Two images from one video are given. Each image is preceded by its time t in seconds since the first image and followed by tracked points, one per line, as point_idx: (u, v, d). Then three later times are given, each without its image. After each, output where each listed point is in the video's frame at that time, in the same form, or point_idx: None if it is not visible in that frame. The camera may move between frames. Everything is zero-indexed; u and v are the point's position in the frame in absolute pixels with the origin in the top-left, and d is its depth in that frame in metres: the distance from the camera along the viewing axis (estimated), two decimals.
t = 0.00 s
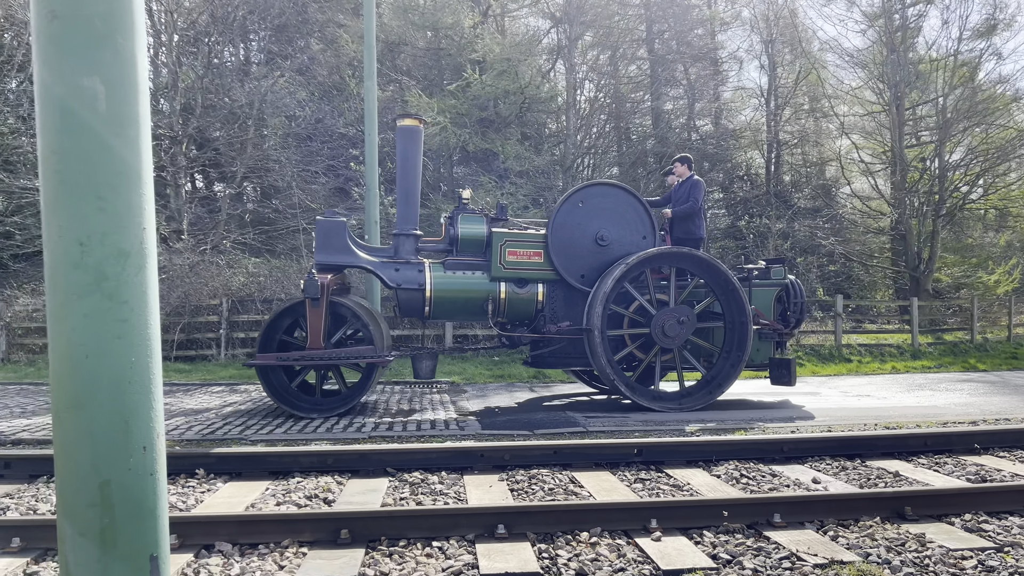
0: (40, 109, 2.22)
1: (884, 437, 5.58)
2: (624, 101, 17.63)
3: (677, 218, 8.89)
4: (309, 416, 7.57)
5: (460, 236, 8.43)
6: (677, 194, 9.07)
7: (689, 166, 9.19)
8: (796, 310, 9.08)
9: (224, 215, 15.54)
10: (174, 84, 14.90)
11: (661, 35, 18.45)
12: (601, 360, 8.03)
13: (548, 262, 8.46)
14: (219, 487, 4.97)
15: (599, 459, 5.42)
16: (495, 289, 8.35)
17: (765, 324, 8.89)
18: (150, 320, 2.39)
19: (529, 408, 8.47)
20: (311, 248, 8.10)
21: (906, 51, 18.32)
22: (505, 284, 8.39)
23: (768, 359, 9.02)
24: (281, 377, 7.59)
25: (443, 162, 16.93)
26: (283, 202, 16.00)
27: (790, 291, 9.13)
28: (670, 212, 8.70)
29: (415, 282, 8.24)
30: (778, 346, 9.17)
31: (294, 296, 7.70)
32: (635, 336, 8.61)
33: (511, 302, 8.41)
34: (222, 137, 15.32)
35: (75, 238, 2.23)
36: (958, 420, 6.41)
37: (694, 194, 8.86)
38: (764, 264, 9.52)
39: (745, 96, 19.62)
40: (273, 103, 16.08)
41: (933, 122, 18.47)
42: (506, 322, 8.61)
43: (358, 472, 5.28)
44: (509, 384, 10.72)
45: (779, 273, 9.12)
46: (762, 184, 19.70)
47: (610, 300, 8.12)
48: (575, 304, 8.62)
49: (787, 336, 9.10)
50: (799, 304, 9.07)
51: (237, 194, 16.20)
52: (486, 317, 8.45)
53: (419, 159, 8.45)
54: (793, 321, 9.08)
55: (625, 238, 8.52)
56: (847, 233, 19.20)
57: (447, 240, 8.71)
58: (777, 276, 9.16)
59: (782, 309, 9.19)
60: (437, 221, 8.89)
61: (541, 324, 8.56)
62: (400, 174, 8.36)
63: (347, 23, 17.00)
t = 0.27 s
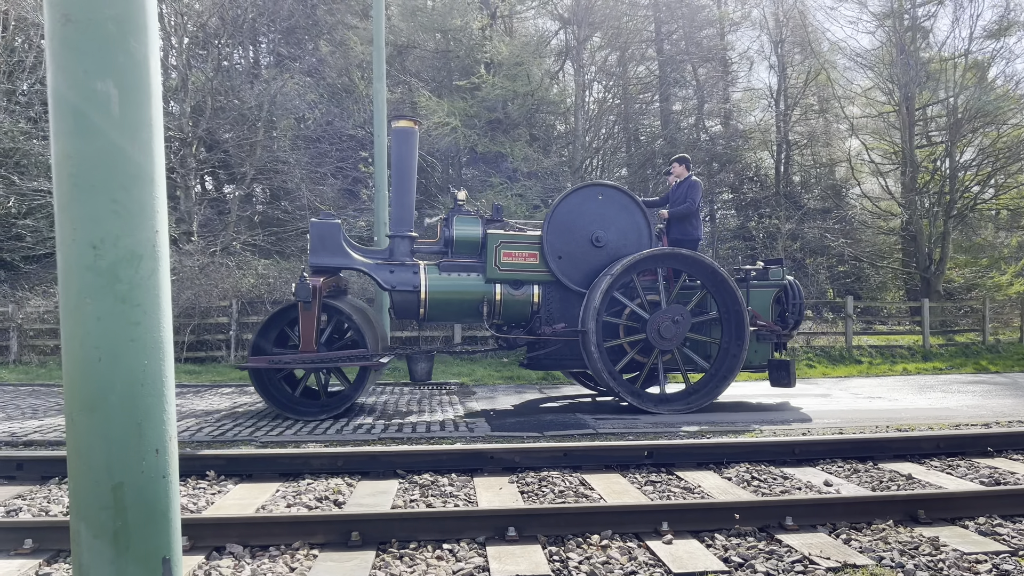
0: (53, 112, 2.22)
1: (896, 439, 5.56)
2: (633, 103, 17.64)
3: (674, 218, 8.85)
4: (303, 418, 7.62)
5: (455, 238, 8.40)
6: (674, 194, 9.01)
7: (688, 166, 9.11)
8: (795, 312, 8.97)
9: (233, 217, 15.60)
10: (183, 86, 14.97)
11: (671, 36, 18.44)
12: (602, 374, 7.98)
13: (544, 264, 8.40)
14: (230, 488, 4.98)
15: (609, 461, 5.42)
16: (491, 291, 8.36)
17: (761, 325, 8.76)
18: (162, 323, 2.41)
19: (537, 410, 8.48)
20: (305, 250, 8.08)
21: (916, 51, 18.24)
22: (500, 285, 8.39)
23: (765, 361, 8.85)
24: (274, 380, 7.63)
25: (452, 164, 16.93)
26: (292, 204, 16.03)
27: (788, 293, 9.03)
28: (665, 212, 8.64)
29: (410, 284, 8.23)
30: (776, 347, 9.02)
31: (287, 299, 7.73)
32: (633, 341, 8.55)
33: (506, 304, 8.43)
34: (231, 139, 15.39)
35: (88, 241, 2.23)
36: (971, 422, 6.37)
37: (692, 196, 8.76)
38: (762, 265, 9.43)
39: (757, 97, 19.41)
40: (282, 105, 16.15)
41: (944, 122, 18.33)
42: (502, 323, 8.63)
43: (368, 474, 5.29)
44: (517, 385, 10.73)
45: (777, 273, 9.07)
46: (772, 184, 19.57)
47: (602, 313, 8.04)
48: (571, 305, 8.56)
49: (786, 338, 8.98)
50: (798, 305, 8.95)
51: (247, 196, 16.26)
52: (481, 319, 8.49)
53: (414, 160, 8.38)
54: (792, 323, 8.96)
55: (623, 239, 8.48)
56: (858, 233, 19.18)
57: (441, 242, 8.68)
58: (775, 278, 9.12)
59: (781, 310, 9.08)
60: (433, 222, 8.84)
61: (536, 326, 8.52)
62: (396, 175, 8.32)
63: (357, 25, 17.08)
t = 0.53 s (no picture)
0: (54, 116, 2.26)
1: (901, 441, 5.53)
2: (639, 104, 17.68)
3: (666, 219, 8.87)
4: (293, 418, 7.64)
5: (446, 238, 8.43)
6: (667, 195, 9.03)
7: (679, 167, 9.13)
8: (789, 314, 8.82)
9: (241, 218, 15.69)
10: (191, 88, 15.11)
11: (677, 36, 18.42)
12: (600, 385, 7.98)
13: (535, 265, 8.37)
14: (233, 489, 5.02)
15: (612, 462, 5.42)
16: (482, 292, 8.37)
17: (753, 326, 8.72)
18: (162, 324, 2.44)
19: (541, 410, 8.50)
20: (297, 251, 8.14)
21: (923, 53, 18.03)
22: (490, 286, 8.40)
23: (758, 362, 8.92)
24: (266, 379, 7.67)
25: (458, 165, 16.98)
26: (299, 206, 16.12)
27: (782, 292, 8.89)
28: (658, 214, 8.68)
29: (401, 284, 8.26)
30: (770, 349, 9.06)
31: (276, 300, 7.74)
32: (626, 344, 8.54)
33: (497, 304, 8.42)
34: (239, 141, 15.51)
35: (87, 243, 2.27)
36: (976, 423, 6.33)
37: (683, 196, 8.78)
38: (757, 265, 9.32)
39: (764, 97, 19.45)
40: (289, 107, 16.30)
41: (952, 122, 18.16)
42: (493, 324, 8.62)
43: (371, 475, 5.32)
44: (521, 386, 10.76)
45: (770, 275, 8.92)
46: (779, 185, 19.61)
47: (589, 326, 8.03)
48: (562, 306, 8.54)
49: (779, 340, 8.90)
50: (792, 305, 8.80)
51: (255, 198, 16.41)
52: (473, 319, 8.48)
53: (404, 159, 8.48)
54: (786, 325, 8.83)
55: (614, 237, 8.43)
56: (862, 236, 18.99)
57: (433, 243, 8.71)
58: (768, 279, 8.96)
59: (775, 312, 8.95)
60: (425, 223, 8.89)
61: (527, 327, 8.51)
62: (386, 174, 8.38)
63: (363, 27, 17.18)
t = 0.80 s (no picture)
0: (54, 119, 2.30)
1: (905, 443, 5.50)
2: (646, 105, 17.69)
3: (658, 220, 8.84)
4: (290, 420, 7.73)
5: (438, 239, 8.49)
6: (660, 196, 9.03)
7: (671, 168, 9.12)
8: (782, 315, 8.85)
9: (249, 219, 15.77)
10: (199, 91, 15.26)
11: (684, 37, 18.40)
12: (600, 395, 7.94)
13: (527, 266, 8.40)
14: (237, 489, 5.04)
15: (614, 463, 5.41)
16: (473, 293, 8.38)
17: (745, 327, 8.71)
18: (160, 325, 2.47)
19: (546, 412, 8.50)
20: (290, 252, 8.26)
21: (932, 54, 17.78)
22: (483, 287, 8.42)
23: (751, 363, 8.86)
24: (259, 382, 7.75)
25: (464, 167, 17.03)
26: (306, 207, 16.18)
27: (777, 294, 8.90)
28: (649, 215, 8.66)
29: (392, 285, 8.30)
30: (764, 351, 8.97)
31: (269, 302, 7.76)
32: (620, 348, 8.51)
33: (490, 305, 8.43)
34: (246, 143, 15.63)
35: (87, 244, 2.31)
36: (982, 425, 6.28)
37: (676, 197, 8.76)
38: (751, 267, 9.34)
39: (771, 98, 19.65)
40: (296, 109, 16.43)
41: (961, 122, 17.98)
42: (486, 325, 8.63)
43: (374, 475, 5.33)
44: (526, 386, 10.79)
45: (764, 275, 8.97)
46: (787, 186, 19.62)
47: (581, 338, 7.99)
48: (554, 307, 8.52)
49: (772, 341, 8.91)
50: (786, 307, 8.81)
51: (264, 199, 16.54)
52: (464, 321, 8.49)
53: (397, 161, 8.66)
54: (779, 326, 8.84)
55: (605, 236, 8.39)
56: (871, 237, 18.82)
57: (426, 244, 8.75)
58: (762, 280, 9.02)
59: (769, 313, 8.96)
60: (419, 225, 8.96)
61: (519, 328, 8.50)
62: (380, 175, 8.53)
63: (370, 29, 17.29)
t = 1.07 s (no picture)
0: (60, 124, 2.34)
1: (913, 445, 5.46)
2: (655, 106, 17.67)
3: (654, 221, 8.85)
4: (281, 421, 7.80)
5: (432, 241, 8.48)
6: (655, 197, 9.03)
7: (666, 169, 9.14)
8: (778, 316, 8.75)
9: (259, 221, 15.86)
10: (210, 94, 15.41)
11: (693, 38, 18.40)
12: (603, 404, 7.94)
13: (521, 267, 8.38)
14: (245, 489, 5.06)
15: (620, 464, 5.40)
16: (468, 294, 8.40)
17: (740, 328, 8.69)
18: (166, 326, 2.51)
19: (553, 413, 8.51)
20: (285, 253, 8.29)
21: (943, 54, 17.64)
22: (477, 289, 8.42)
23: (746, 364, 8.87)
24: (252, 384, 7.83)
25: (473, 169, 17.07)
26: (315, 209, 16.25)
27: (773, 296, 8.82)
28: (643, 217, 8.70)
29: (387, 287, 8.32)
30: (761, 353, 8.95)
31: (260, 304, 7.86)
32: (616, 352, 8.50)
33: (484, 306, 8.44)
34: (257, 146, 15.76)
35: (94, 247, 2.34)
36: (992, 428, 6.21)
37: (670, 198, 8.75)
38: (748, 267, 9.26)
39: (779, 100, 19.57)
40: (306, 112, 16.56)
41: (973, 123, 17.83)
42: (480, 327, 8.63)
43: (381, 476, 5.33)
44: (533, 388, 10.79)
45: (760, 277, 8.92)
46: (796, 187, 19.55)
47: (575, 350, 7.98)
48: (549, 308, 8.48)
49: (769, 343, 8.87)
50: (782, 308, 8.72)
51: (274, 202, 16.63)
52: (459, 323, 8.51)
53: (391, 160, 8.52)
54: (776, 327, 8.74)
55: (599, 236, 8.37)
56: (882, 237, 18.74)
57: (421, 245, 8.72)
58: (758, 281, 8.96)
59: (765, 315, 8.89)
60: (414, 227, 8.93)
61: (513, 329, 8.47)
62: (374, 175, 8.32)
63: (379, 32, 17.41)
